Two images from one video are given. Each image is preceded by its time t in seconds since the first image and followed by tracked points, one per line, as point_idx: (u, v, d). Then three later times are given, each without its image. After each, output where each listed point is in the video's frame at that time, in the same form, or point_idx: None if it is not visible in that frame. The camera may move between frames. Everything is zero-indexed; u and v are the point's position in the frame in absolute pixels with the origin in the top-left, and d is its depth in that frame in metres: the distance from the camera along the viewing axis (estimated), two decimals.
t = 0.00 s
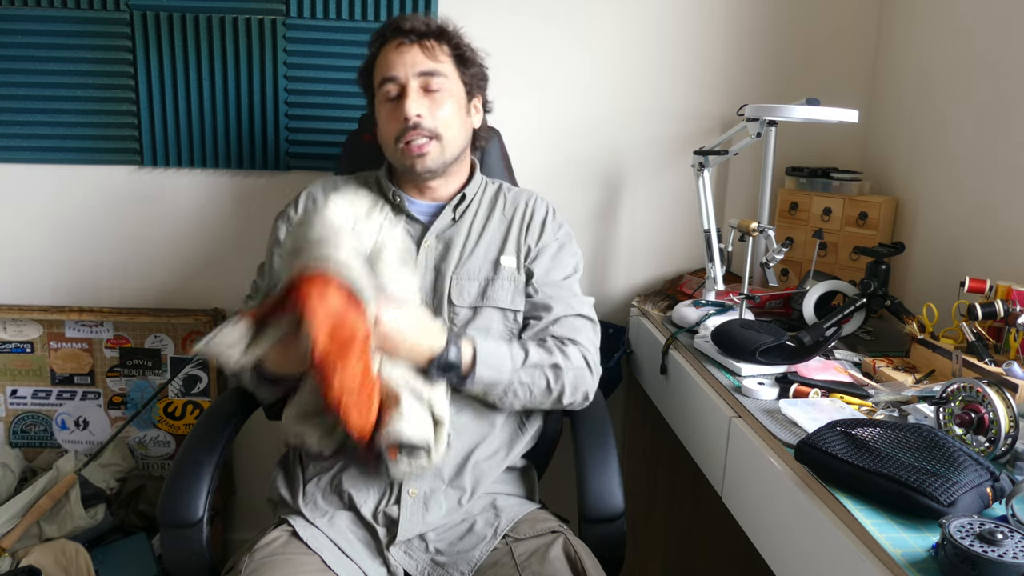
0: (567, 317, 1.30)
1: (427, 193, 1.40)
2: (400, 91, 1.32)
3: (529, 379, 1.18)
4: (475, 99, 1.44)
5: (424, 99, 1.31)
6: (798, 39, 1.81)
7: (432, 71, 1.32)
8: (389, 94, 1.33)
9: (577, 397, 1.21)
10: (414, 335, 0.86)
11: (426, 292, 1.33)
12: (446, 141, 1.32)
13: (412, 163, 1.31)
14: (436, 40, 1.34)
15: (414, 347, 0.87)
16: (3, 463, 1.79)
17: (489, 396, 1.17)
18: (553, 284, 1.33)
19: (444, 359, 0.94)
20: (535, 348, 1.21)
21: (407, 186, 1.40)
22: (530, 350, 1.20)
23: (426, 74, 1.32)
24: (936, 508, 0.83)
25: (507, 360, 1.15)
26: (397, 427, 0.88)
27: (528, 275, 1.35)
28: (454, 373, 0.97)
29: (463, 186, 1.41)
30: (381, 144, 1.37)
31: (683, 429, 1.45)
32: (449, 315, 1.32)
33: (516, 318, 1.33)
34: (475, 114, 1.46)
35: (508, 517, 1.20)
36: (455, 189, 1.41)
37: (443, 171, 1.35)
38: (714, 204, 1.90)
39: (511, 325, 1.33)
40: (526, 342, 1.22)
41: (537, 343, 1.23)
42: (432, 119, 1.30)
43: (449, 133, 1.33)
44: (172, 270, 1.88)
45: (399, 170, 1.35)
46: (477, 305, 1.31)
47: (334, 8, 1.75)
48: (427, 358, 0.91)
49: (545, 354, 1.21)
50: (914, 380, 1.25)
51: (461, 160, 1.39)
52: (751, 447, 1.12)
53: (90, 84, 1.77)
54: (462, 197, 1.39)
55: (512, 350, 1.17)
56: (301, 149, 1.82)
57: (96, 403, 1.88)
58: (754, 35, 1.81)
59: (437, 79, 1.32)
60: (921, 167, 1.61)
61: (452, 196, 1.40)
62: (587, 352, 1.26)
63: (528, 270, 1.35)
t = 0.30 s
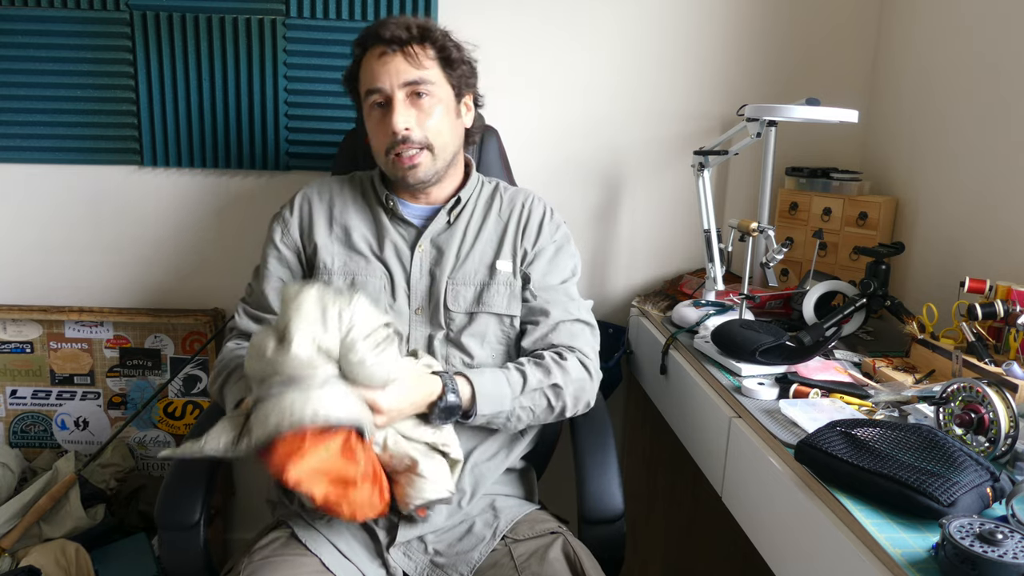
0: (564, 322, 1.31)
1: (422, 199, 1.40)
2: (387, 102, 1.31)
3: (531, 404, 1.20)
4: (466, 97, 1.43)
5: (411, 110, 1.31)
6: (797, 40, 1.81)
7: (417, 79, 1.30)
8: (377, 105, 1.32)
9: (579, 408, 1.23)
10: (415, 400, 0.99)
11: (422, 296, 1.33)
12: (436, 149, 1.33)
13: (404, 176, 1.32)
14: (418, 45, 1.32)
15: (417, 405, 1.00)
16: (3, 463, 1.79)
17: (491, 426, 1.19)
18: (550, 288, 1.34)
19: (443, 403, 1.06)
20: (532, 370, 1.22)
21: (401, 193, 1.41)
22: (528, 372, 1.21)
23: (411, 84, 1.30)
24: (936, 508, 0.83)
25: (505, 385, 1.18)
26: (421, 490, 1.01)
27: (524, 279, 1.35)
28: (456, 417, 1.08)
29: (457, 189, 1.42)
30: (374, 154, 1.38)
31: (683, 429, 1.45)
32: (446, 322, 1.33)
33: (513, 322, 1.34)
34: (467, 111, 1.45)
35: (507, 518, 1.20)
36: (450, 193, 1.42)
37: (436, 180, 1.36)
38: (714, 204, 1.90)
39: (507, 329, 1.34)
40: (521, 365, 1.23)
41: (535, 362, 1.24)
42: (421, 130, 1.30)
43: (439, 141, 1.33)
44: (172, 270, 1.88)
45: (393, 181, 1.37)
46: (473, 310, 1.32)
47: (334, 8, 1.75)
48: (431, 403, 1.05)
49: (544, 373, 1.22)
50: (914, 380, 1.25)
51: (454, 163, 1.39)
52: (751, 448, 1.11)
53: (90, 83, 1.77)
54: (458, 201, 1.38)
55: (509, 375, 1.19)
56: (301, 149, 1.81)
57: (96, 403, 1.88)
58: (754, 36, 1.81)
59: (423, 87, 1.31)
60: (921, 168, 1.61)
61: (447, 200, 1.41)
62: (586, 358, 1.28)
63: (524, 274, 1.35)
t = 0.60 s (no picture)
0: (566, 321, 1.31)
1: (423, 199, 1.40)
2: (393, 96, 1.32)
3: (535, 398, 1.20)
4: (469, 98, 1.43)
5: (416, 103, 1.31)
6: (798, 40, 1.81)
7: (424, 73, 1.32)
8: (383, 99, 1.33)
9: (582, 406, 1.23)
10: (419, 389, 1.03)
11: (423, 295, 1.34)
12: (440, 144, 1.32)
13: (407, 171, 1.31)
14: (425, 41, 1.34)
15: (422, 391, 1.04)
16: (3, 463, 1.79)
17: (496, 417, 1.20)
18: (551, 287, 1.34)
19: (451, 390, 1.09)
20: (539, 364, 1.22)
21: (403, 192, 1.40)
22: (535, 365, 1.21)
23: (417, 78, 1.32)
24: (936, 508, 0.83)
25: (512, 378, 1.18)
26: (429, 482, 1.01)
27: (526, 278, 1.34)
28: (463, 404, 1.11)
29: (458, 189, 1.41)
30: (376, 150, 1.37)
31: (683, 429, 1.45)
32: (447, 321, 1.33)
33: (514, 322, 1.34)
34: (470, 113, 1.46)
35: (508, 517, 1.20)
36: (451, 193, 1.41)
37: (438, 177, 1.35)
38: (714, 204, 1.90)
39: (508, 328, 1.34)
40: (529, 358, 1.23)
41: (540, 357, 1.24)
42: (425, 123, 1.31)
43: (442, 137, 1.33)
44: (172, 270, 1.88)
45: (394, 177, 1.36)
46: (474, 310, 1.32)
47: (334, 8, 1.75)
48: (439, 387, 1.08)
49: (549, 368, 1.22)
50: (915, 380, 1.25)
51: (457, 163, 1.39)
52: (751, 449, 1.11)
53: (90, 83, 1.77)
54: (458, 201, 1.38)
55: (516, 367, 1.19)
56: (301, 149, 1.81)
57: (96, 403, 1.88)
58: (754, 35, 1.81)
59: (429, 82, 1.32)
60: (921, 167, 1.61)
61: (448, 200, 1.41)
62: (591, 357, 1.28)
63: (526, 273, 1.35)
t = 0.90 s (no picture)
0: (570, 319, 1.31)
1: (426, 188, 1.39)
2: (417, 77, 1.34)
3: (552, 383, 1.18)
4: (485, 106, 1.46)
5: (439, 85, 1.33)
6: (798, 39, 1.81)
7: (451, 62, 1.35)
8: (405, 78, 1.34)
9: (589, 401, 1.23)
10: (450, 356, 0.98)
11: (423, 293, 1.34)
12: (455, 129, 1.32)
13: (416, 147, 1.29)
14: (457, 36, 1.38)
15: (450, 360, 0.98)
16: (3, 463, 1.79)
17: (511, 402, 1.17)
18: (553, 287, 1.34)
19: (477, 361, 1.06)
20: (557, 351, 1.21)
21: (407, 183, 1.40)
22: (554, 353, 1.21)
23: (444, 64, 1.34)
24: (936, 508, 0.83)
25: (533, 362, 1.17)
26: (442, 472, 0.96)
27: (529, 278, 1.34)
28: (485, 377, 1.09)
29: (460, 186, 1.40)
30: (388, 131, 1.36)
31: (683, 429, 1.45)
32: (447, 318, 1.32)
33: (514, 320, 1.33)
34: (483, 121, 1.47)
35: (508, 517, 1.20)
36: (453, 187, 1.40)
37: (447, 163, 1.34)
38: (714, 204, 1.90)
39: (510, 327, 1.33)
40: (546, 346, 1.23)
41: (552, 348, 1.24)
42: (445, 103, 1.31)
43: (459, 122, 1.33)
44: (172, 269, 1.88)
45: (400, 156, 1.34)
46: (474, 307, 1.32)
47: (334, 8, 1.75)
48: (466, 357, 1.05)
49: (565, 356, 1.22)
50: (914, 380, 1.25)
51: (464, 159, 1.38)
52: (750, 447, 1.12)
53: (90, 83, 1.77)
54: (459, 196, 1.38)
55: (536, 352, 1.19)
56: (302, 150, 1.82)
57: (96, 403, 1.88)
58: (755, 35, 1.81)
59: (454, 70, 1.35)
60: (921, 167, 1.61)
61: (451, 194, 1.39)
62: (598, 354, 1.29)
63: (528, 273, 1.34)
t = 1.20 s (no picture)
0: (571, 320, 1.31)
1: (427, 186, 1.39)
2: (433, 76, 1.35)
3: (555, 384, 1.17)
4: (495, 114, 1.47)
5: (454, 87, 1.34)
6: (798, 39, 1.81)
7: (468, 66, 1.36)
8: (421, 76, 1.35)
9: (591, 400, 1.21)
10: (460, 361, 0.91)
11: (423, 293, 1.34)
12: (463, 131, 1.33)
13: (422, 144, 1.30)
14: (477, 42, 1.40)
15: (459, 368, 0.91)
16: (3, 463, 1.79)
17: (515, 405, 1.15)
18: (553, 287, 1.33)
19: (483, 364, 1.00)
20: (559, 353, 1.21)
21: (410, 181, 1.40)
22: (556, 355, 1.20)
23: (462, 68, 1.36)
24: (937, 508, 0.83)
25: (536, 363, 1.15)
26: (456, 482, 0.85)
27: (529, 278, 1.34)
28: (491, 379, 1.04)
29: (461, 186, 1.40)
30: (397, 126, 1.37)
31: (683, 430, 1.45)
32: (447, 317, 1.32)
33: (514, 321, 1.32)
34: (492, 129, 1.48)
35: (507, 517, 1.20)
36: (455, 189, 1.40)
37: (451, 165, 1.34)
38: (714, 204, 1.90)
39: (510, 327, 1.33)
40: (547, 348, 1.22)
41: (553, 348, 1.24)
42: (456, 106, 1.32)
43: (468, 124, 1.33)
44: (172, 269, 1.88)
45: (406, 152, 1.34)
46: (474, 307, 1.32)
47: (334, 8, 1.75)
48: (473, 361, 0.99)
49: (568, 356, 1.22)
50: (914, 380, 1.25)
51: (469, 162, 1.39)
52: (749, 447, 1.12)
53: (90, 83, 1.77)
54: (461, 196, 1.38)
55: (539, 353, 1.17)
56: (302, 150, 1.82)
57: (96, 403, 1.88)
58: (755, 35, 1.81)
59: (471, 75, 1.36)
60: (921, 167, 1.61)
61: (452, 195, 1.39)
62: (599, 355, 1.28)
63: (528, 274, 1.34)
